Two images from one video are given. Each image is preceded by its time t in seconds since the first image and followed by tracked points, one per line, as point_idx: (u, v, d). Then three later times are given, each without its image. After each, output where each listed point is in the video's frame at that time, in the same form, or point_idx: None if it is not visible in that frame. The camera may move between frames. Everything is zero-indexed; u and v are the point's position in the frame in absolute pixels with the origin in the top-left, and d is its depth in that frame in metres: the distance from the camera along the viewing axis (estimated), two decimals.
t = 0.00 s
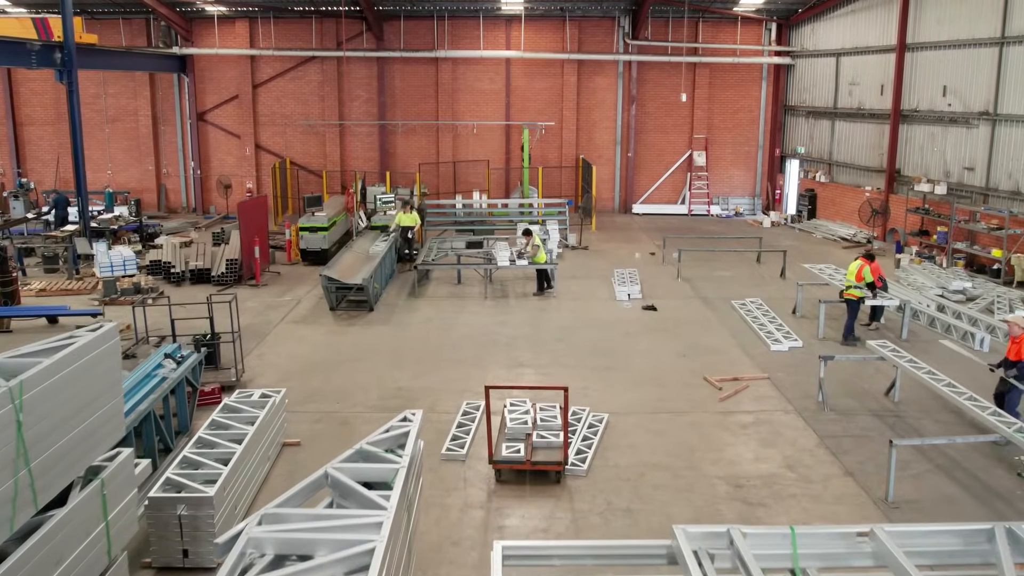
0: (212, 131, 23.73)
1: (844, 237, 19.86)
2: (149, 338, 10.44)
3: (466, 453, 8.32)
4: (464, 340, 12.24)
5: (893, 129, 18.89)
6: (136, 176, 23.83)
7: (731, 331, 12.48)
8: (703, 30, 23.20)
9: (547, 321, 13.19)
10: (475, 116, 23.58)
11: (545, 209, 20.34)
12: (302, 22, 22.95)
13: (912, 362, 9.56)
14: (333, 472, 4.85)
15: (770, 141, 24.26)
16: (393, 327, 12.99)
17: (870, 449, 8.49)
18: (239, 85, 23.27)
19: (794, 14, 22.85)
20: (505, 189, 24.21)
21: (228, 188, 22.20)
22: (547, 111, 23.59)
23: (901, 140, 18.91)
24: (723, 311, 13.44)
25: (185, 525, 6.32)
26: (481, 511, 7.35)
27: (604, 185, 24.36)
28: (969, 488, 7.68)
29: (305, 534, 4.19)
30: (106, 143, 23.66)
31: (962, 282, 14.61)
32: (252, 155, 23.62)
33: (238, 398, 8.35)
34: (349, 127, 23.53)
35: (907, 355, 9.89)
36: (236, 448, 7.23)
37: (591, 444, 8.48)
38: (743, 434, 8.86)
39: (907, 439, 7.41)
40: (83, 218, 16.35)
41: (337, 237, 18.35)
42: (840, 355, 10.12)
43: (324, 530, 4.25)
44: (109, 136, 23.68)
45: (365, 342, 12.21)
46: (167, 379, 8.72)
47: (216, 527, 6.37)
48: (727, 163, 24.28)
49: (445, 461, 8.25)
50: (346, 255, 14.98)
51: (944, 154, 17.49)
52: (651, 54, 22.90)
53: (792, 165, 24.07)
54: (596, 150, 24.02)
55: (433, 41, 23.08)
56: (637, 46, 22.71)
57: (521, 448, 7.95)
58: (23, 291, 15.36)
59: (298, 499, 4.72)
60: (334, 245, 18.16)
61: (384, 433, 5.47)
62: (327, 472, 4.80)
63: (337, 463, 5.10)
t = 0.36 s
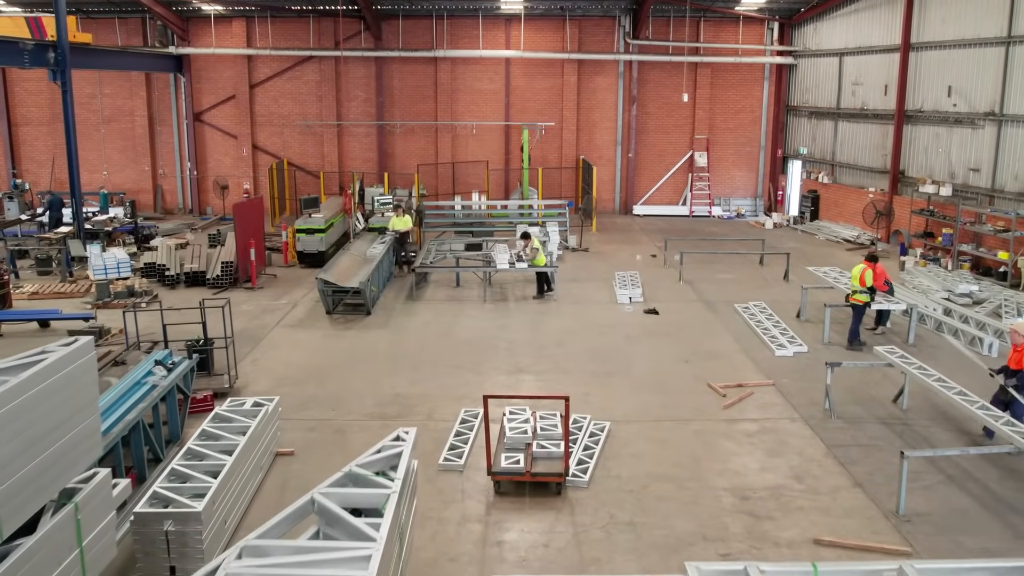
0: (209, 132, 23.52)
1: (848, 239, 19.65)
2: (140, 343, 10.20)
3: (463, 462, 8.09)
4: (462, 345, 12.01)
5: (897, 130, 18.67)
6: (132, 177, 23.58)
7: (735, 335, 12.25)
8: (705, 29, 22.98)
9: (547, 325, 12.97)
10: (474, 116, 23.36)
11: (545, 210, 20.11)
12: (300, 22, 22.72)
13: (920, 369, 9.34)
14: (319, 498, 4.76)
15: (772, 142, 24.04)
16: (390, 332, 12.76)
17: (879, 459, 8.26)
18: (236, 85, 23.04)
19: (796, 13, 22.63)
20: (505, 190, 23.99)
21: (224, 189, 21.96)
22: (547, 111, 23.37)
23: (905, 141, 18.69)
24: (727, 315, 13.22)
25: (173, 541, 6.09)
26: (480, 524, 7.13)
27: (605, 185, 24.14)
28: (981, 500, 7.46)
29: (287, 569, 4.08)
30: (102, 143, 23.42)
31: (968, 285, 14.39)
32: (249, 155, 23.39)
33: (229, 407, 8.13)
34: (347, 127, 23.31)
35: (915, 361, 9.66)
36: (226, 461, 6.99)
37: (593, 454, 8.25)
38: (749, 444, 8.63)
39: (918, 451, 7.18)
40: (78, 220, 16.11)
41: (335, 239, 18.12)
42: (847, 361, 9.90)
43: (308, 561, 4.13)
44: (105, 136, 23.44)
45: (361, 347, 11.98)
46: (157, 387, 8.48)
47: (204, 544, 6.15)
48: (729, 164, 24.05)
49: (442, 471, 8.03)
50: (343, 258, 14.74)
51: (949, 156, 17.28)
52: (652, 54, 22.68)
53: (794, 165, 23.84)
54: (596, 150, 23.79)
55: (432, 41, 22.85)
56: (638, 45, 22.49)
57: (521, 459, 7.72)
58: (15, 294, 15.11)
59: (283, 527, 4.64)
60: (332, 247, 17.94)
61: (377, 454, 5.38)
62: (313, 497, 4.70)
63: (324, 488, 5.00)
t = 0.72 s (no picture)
0: (205, 132, 23.27)
1: (851, 241, 19.42)
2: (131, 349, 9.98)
3: (461, 473, 7.86)
4: (460, 350, 11.78)
5: (901, 131, 18.44)
6: (128, 178, 23.37)
7: (738, 340, 12.03)
8: (706, 29, 22.77)
9: (547, 329, 12.75)
10: (473, 117, 23.12)
11: (545, 212, 19.89)
12: (297, 21, 22.49)
13: (930, 376, 9.11)
14: (306, 528, 4.72)
15: (774, 142, 23.80)
16: (387, 336, 12.52)
17: (889, 470, 8.04)
18: (233, 85, 22.81)
19: (799, 12, 22.39)
20: (504, 191, 23.75)
21: (220, 190, 21.73)
22: (546, 112, 23.15)
23: (909, 141, 18.46)
24: (730, 319, 12.99)
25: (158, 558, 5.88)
26: (478, 538, 6.90)
27: (605, 186, 23.91)
28: (995, 513, 7.23)
29: None
30: (97, 144, 23.20)
31: (975, 289, 14.14)
32: (246, 156, 23.16)
33: (220, 416, 7.91)
34: (345, 128, 23.08)
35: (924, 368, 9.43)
36: (215, 474, 6.77)
37: (594, 465, 8.03)
38: (754, 453, 8.40)
39: (931, 463, 6.94)
40: (71, 221, 15.87)
41: (332, 240, 17.89)
42: (854, 368, 9.67)
43: None
44: (101, 137, 23.22)
45: (358, 352, 11.75)
46: (147, 396, 8.24)
47: (191, 562, 5.93)
48: (731, 165, 23.82)
49: (439, 482, 7.81)
50: (340, 260, 14.51)
51: (954, 157, 17.05)
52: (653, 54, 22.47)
53: (797, 166, 23.62)
54: (597, 151, 23.57)
55: (431, 40, 22.62)
56: (638, 45, 22.27)
57: (521, 470, 7.50)
58: (7, 297, 14.87)
59: (270, 557, 4.64)
60: (329, 249, 17.71)
61: (367, 481, 5.38)
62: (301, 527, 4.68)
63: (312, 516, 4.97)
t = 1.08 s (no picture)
0: (201, 133, 23.00)
1: (855, 243, 19.19)
2: (122, 355, 9.75)
3: (459, 485, 7.63)
4: (458, 355, 11.55)
5: (906, 132, 18.20)
6: (124, 179, 23.13)
7: (742, 345, 11.80)
8: (708, 29, 22.55)
9: (547, 333, 12.52)
10: (473, 117, 22.88)
11: (545, 214, 19.66)
12: (295, 20, 22.26)
13: (940, 384, 8.86)
14: (287, 560, 4.86)
15: (777, 143, 23.56)
16: (384, 341, 12.29)
17: (900, 481, 7.80)
18: (230, 85, 22.57)
19: (802, 11, 22.15)
20: (504, 192, 23.52)
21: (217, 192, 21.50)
22: (546, 112, 22.92)
23: (914, 142, 18.22)
24: (733, 323, 12.76)
25: None
26: (476, 554, 6.67)
27: (606, 187, 23.68)
28: (1010, 527, 7.00)
29: None
30: (93, 144, 22.96)
31: (982, 292, 13.91)
32: (243, 157, 22.91)
33: (209, 426, 7.66)
34: (343, 129, 22.84)
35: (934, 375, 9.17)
36: (203, 488, 6.53)
37: (596, 476, 7.79)
38: (761, 464, 8.16)
39: (944, 476, 6.70)
40: (65, 224, 15.63)
41: (329, 243, 17.65)
42: (862, 375, 9.43)
43: None
44: (96, 138, 22.98)
45: (354, 358, 11.52)
46: (136, 405, 8.00)
47: None
48: (733, 166, 23.58)
49: (436, 495, 7.57)
50: (336, 263, 14.27)
51: (960, 158, 16.82)
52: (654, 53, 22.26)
53: (799, 167, 23.39)
54: (597, 152, 23.35)
55: (430, 40, 22.39)
56: (639, 45, 22.05)
57: (520, 482, 7.26)
58: None
59: None
60: (326, 251, 17.47)
61: (353, 509, 5.50)
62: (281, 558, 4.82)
63: (297, 546, 5.12)
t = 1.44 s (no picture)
0: (198, 133, 22.76)
1: (858, 245, 18.98)
2: (112, 362, 9.53)
3: (457, 498, 7.39)
4: (456, 361, 11.31)
5: (910, 132, 17.97)
6: (119, 179, 22.89)
7: (745, 350, 11.57)
8: (710, 28, 22.34)
9: (547, 338, 12.29)
10: (472, 117, 22.65)
11: (545, 215, 19.43)
12: (292, 19, 22.03)
13: (951, 392, 8.61)
14: None
15: (779, 144, 23.33)
16: (381, 345, 12.06)
17: (912, 493, 7.57)
18: (226, 85, 22.33)
19: (804, 10, 21.92)
20: (503, 193, 23.30)
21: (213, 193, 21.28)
22: (546, 112, 22.69)
23: (919, 142, 17.99)
24: (737, 327, 12.54)
25: None
26: (474, 570, 6.45)
27: (606, 188, 23.44)
28: None
29: None
30: (88, 145, 22.72)
31: (989, 295, 13.67)
32: (240, 158, 22.68)
33: (199, 437, 7.43)
34: (341, 129, 22.61)
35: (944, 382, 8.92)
36: (190, 503, 6.30)
37: (598, 488, 7.57)
38: (767, 475, 7.93)
39: (959, 491, 6.45)
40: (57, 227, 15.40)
41: (326, 245, 17.42)
42: (870, 382, 9.19)
43: None
44: (91, 138, 22.74)
45: (350, 363, 11.29)
46: (124, 414, 7.77)
47: None
48: (734, 167, 23.36)
49: (433, 508, 7.34)
50: (333, 266, 14.03)
51: (966, 158, 16.58)
52: (655, 53, 22.05)
53: (802, 168, 23.15)
54: (597, 152, 23.12)
55: (428, 39, 22.16)
56: (640, 45, 21.84)
57: (519, 495, 7.03)
58: None
59: None
60: (323, 254, 17.24)
61: (339, 542, 5.38)
62: None
63: None
